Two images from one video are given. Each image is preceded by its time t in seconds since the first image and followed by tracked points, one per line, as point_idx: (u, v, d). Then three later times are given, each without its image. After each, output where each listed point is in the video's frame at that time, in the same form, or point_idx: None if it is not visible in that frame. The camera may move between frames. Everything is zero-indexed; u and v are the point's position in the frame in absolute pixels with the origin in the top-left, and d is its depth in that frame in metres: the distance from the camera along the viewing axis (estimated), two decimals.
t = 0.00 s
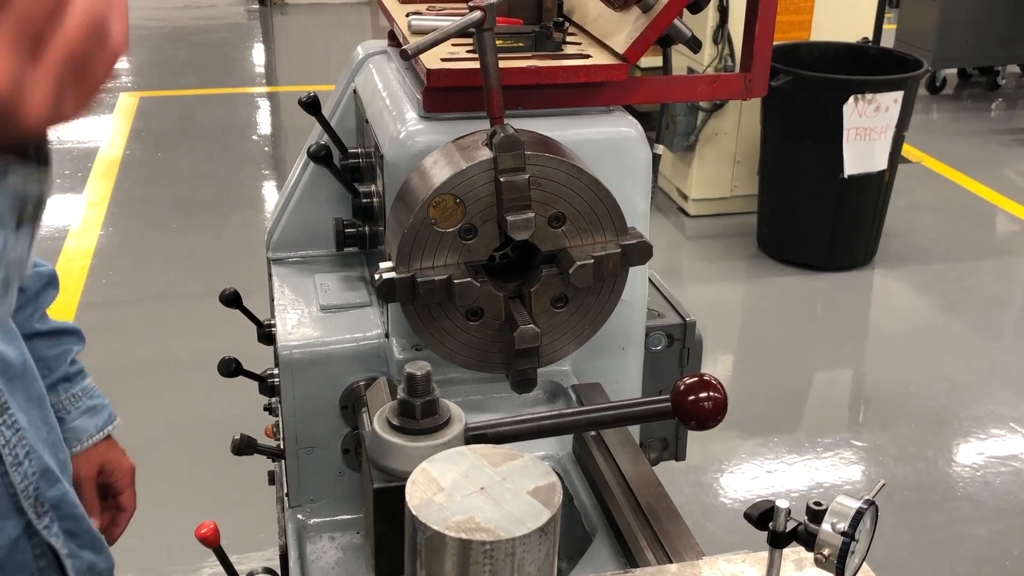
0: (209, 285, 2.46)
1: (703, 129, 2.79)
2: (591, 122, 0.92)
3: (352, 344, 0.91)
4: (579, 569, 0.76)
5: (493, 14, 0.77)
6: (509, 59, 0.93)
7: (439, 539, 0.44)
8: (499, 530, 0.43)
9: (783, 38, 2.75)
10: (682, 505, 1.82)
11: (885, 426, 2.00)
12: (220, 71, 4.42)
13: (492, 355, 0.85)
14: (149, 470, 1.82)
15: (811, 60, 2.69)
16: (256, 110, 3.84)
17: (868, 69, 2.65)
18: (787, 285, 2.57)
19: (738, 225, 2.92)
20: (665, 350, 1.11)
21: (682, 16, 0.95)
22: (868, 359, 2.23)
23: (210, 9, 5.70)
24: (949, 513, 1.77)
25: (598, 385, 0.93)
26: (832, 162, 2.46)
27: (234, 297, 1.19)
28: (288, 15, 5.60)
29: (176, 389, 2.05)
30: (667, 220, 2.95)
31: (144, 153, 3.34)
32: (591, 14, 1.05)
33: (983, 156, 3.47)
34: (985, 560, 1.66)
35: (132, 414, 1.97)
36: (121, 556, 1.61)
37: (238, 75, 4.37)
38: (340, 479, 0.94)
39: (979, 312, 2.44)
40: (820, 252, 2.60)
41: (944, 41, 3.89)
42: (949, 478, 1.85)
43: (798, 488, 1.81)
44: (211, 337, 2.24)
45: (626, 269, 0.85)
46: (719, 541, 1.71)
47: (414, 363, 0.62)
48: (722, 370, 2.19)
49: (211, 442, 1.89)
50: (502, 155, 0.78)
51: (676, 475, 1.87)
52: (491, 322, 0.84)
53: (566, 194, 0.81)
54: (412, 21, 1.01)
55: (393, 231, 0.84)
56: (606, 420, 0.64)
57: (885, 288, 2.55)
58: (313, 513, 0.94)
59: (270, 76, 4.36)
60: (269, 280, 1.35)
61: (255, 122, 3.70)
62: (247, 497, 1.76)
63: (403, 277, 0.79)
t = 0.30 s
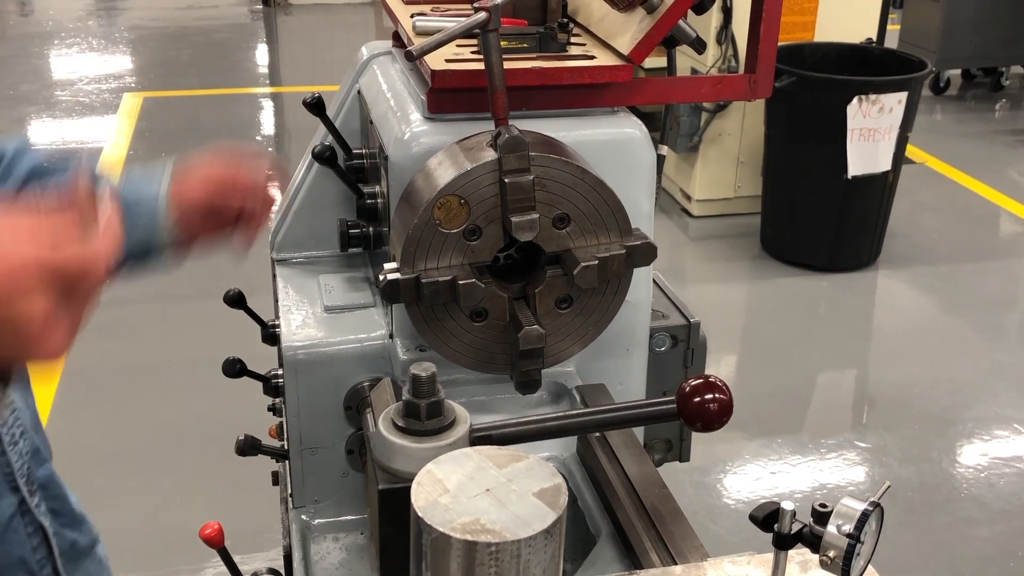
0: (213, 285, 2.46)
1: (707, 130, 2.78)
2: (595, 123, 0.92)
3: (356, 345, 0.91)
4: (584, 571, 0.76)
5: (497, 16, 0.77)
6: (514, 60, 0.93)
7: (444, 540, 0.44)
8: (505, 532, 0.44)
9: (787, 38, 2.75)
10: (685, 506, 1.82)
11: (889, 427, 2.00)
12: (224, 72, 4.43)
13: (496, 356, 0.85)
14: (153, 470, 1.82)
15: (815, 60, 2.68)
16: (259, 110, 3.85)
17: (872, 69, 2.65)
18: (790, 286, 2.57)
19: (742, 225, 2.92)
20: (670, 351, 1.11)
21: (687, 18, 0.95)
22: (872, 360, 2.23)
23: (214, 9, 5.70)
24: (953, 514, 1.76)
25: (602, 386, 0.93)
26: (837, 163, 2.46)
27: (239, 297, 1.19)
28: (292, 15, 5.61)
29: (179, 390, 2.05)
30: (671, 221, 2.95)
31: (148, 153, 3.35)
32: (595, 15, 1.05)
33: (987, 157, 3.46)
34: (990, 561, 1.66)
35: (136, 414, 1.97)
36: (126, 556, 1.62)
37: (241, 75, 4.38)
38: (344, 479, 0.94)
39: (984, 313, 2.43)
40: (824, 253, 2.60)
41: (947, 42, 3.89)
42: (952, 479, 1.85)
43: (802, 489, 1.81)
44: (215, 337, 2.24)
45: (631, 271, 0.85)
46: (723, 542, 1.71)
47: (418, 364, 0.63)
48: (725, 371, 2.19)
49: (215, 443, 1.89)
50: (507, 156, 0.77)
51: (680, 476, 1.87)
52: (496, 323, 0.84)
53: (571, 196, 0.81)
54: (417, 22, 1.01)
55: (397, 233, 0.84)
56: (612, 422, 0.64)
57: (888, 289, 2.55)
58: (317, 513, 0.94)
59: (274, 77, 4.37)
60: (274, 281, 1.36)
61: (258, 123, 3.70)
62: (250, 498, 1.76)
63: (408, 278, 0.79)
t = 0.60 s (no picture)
0: (216, 285, 2.46)
1: (710, 130, 2.78)
2: (597, 124, 0.92)
3: (358, 346, 0.91)
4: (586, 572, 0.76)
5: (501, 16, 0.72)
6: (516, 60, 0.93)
7: (446, 541, 0.44)
8: (507, 532, 0.43)
9: (790, 39, 2.75)
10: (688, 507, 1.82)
11: (891, 428, 1.99)
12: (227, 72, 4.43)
13: (498, 357, 0.85)
14: (155, 470, 1.82)
15: (818, 60, 2.68)
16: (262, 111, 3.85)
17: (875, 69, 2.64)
18: (793, 287, 2.57)
19: (744, 226, 2.92)
20: (672, 352, 1.11)
21: (689, 18, 0.95)
22: (875, 361, 2.23)
23: (217, 9, 5.71)
24: (956, 515, 1.76)
25: (605, 387, 0.92)
26: (840, 163, 2.45)
27: (241, 298, 1.19)
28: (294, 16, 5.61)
29: (182, 390, 2.05)
30: (673, 221, 2.95)
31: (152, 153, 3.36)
32: (597, 16, 1.05)
33: (990, 157, 3.46)
34: (993, 562, 1.65)
35: (139, 415, 1.98)
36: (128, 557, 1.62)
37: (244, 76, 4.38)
38: (346, 480, 0.93)
39: (987, 314, 2.43)
40: (827, 253, 2.60)
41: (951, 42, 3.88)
42: (956, 480, 1.85)
43: (805, 490, 1.81)
44: (218, 338, 2.24)
45: (633, 271, 0.85)
46: (726, 543, 1.70)
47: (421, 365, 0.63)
48: (728, 372, 2.18)
49: (218, 443, 1.90)
50: (509, 156, 0.77)
51: (683, 477, 1.87)
52: (498, 324, 0.84)
53: (574, 196, 0.81)
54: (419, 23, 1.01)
55: (399, 234, 0.84)
56: (614, 423, 0.64)
57: (891, 290, 2.55)
58: (319, 514, 0.94)
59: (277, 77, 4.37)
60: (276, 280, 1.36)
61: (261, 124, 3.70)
62: (252, 499, 1.76)
63: (410, 279, 0.79)
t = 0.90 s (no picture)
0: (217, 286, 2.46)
1: (711, 130, 2.78)
2: (598, 125, 0.92)
3: (359, 347, 0.91)
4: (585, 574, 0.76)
5: None
6: (516, 61, 0.93)
7: (444, 542, 0.44)
8: (505, 534, 0.43)
9: (791, 39, 2.75)
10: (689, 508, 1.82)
11: (893, 428, 1.99)
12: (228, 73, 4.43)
13: (498, 358, 0.86)
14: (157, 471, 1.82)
15: (820, 61, 2.67)
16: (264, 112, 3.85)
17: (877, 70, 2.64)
18: (794, 287, 2.56)
19: (746, 226, 2.91)
20: (673, 353, 1.11)
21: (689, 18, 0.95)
22: (877, 361, 2.22)
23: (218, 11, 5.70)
24: (958, 516, 1.76)
25: (606, 388, 0.92)
26: (842, 163, 2.45)
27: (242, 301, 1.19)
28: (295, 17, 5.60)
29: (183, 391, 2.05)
30: (675, 222, 2.94)
31: (155, 153, 3.36)
32: (598, 17, 1.05)
33: (992, 157, 3.45)
34: (995, 563, 1.65)
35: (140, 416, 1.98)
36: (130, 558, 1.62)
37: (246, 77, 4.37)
38: (347, 481, 0.93)
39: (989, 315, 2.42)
40: (829, 254, 2.59)
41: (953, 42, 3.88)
42: (958, 481, 1.85)
43: (806, 491, 1.81)
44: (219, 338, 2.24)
45: (633, 272, 0.85)
46: (727, 544, 1.70)
47: (419, 366, 0.63)
48: (730, 373, 2.18)
49: (219, 444, 1.90)
50: (509, 157, 0.78)
51: (685, 477, 1.87)
52: (498, 325, 0.84)
53: (574, 197, 0.81)
54: (421, 23, 1.01)
55: (398, 236, 0.84)
56: (613, 424, 0.64)
57: (893, 291, 2.54)
58: (319, 515, 0.94)
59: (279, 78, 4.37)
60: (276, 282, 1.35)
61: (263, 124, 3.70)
62: (254, 500, 1.76)
63: (410, 280, 0.79)
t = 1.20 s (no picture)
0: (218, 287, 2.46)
1: (713, 131, 2.78)
2: (598, 126, 0.92)
3: (359, 348, 0.91)
4: None
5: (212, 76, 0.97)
6: (517, 62, 0.93)
7: (444, 545, 0.44)
8: (505, 536, 0.43)
9: (792, 40, 2.75)
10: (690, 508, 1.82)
11: (895, 429, 1.99)
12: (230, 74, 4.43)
13: (499, 360, 0.85)
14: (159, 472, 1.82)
15: (822, 62, 2.67)
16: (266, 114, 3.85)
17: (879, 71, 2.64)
18: (796, 288, 2.56)
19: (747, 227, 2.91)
20: (674, 354, 1.11)
21: (690, 19, 0.95)
22: (879, 362, 2.22)
23: (221, 12, 5.70)
24: (960, 517, 1.75)
25: (607, 389, 0.92)
26: (843, 164, 2.45)
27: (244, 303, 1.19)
28: (297, 19, 5.59)
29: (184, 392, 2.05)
30: (676, 222, 2.94)
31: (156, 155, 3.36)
32: (599, 17, 1.05)
33: (994, 158, 3.45)
34: (997, 564, 1.65)
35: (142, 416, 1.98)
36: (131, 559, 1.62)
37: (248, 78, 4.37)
38: (348, 482, 0.93)
39: (991, 316, 2.42)
40: (830, 254, 2.59)
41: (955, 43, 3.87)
42: (960, 481, 1.84)
43: (808, 492, 1.81)
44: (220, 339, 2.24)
45: (634, 273, 0.85)
46: (728, 545, 1.70)
47: (420, 368, 0.63)
48: (731, 373, 2.18)
49: (220, 445, 1.90)
50: (509, 158, 0.78)
51: (686, 478, 1.87)
52: (499, 326, 0.84)
53: (574, 198, 0.81)
54: (421, 24, 1.01)
55: (399, 237, 0.84)
56: (614, 426, 0.64)
57: (895, 291, 2.54)
58: (320, 516, 0.93)
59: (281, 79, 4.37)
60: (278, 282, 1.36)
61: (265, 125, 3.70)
62: (255, 501, 1.76)
63: (411, 281, 0.79)
